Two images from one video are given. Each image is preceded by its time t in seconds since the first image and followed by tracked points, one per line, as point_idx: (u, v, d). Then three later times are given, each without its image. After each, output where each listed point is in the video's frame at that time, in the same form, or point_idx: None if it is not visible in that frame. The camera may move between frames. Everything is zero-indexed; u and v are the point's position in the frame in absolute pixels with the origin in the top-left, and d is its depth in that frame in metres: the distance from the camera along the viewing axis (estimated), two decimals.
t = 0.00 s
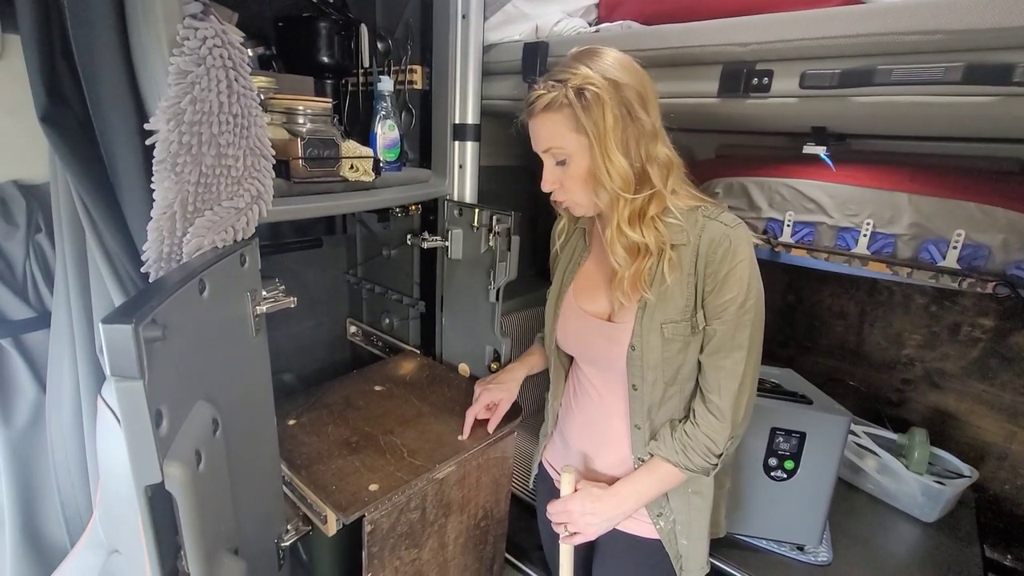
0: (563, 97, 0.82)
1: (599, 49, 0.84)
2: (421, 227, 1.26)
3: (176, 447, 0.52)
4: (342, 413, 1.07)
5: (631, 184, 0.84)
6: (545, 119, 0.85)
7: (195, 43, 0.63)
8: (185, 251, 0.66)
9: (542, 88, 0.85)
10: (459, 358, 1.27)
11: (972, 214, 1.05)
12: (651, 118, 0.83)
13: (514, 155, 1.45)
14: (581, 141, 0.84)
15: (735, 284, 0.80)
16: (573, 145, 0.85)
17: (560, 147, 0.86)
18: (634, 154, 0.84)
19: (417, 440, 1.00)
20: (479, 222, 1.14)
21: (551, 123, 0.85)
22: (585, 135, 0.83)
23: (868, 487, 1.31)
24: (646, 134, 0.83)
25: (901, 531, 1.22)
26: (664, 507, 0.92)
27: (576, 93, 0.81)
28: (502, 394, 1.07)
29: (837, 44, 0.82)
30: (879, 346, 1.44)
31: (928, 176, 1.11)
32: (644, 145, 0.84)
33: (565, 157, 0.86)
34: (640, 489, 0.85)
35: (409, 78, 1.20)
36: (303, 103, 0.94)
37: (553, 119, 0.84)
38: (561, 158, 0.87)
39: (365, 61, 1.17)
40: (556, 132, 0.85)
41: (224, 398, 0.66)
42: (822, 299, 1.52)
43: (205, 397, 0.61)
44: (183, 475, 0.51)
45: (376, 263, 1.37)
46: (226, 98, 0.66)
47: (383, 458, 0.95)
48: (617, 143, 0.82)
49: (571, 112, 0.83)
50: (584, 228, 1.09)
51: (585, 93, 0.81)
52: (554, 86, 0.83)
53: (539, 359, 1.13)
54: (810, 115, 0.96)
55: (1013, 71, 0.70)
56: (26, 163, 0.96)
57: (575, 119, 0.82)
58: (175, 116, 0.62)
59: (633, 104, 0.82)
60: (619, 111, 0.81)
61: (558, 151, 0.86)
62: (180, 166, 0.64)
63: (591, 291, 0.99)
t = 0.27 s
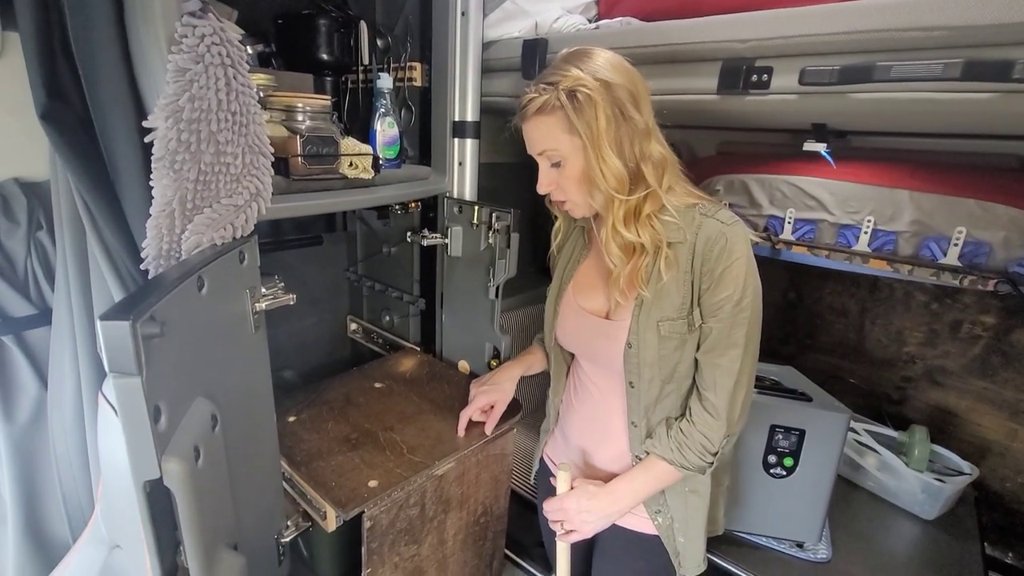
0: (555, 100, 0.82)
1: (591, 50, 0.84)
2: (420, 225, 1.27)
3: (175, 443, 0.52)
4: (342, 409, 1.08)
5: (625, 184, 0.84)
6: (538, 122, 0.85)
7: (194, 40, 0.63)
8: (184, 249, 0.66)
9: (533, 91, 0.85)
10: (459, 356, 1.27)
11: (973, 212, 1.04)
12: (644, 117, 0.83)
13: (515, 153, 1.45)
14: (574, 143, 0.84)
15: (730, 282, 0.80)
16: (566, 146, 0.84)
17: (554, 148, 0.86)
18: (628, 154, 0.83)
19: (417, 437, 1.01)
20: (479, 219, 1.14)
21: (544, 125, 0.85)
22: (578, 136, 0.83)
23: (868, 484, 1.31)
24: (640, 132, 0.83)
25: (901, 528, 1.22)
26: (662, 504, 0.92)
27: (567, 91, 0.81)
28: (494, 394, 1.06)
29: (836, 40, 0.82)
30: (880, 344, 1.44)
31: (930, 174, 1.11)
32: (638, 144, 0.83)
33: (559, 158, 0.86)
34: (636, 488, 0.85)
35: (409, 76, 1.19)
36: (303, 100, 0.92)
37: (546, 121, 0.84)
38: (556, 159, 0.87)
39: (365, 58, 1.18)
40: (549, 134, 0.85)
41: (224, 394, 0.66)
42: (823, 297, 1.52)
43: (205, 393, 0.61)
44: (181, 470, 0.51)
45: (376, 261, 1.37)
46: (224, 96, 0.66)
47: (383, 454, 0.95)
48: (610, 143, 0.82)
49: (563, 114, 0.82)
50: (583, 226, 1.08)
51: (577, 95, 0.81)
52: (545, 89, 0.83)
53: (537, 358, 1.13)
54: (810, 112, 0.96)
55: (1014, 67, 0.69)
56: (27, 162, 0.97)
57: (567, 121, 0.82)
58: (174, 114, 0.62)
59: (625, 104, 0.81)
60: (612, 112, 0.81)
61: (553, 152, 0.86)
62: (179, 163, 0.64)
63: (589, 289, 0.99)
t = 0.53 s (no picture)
0: (561, 94, 0.82)
1: (595, 46, 0.84)
2: (423, 222, 1.26)
3: (180, 439, 0.52)
4: (345, 407, 1.08)
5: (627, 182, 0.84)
6: (544, 117, 0.85)
7: (197, 37, 0.63)
8: (187, 246, 0.66)
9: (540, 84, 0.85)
10: (462, 353, 1.27)
11: (978, 210, 1.04)
12: (646, 114, 0.83)
13: (518, 150, 1.45)
14: (579, 138, 0.84)
15: (732, 278, 0.80)
16: (571, 142, 0.84)
17: (559, 143, 0.85)
18: (630, 152, 0.83)
19: (420, 434, 1.01)
20: (482, 217, 1.14)
21: (550, 120, 0.84)
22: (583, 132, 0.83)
23: (872, 483, 1.31)
24: (642, 130, 0.83)
25: (904, 527, 1.22)
26: (666, 502, 0.92)
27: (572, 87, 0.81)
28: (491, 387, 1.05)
29: (841, 36, 0.81)
30: (884, 342, 1.43)
31: (935, 171, 1.10)
32: (641, 141, 0.83)
33: (564, 153, 0.86)
34: (640, 485, 0.84)
35: (412, 73, 1.19)
36: (306, 97, 0.92)
37: (552, 116, 0.84)
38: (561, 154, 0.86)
39: (368, 55, 1.16)
40: (555, 129, 0.84)
41: (228, 391, 0.66)
42: (827, 295, 1.52)
43: (209, 390, 0.61)
44: (186, 467, 0.51)
45: (379, 258, 1.37)
46: (228, 93, 0.66)
47: (387, 452, 0.95)
48: (613, 140, 0.82)
49: (569, 109, 0.82)
50: (585, 225, 1.08)
51: (583, 90, 0.80)
52: (552, 83, 0.83)
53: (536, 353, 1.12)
54: (815, 109, 0.96)
55: (1021, 63, 0.69)
56: (30, 159, 0.96)
57: (572, 116, 0.82)
58: (177, 111, 0.62)
59: (629, 100, 0.81)
60: (616, 108, 0.81)
61: (558, 147, 0.86)
62: (182, 160, 0.64)
63: (591, 287, 0.99)
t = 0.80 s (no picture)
0: (627, 51, 0.85)
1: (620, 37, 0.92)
2: (424, 221, 1.26)
3: (180, 438, 0.52)
4: (347, 405, 1.08)
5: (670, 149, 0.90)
6: (608, 70, 0.85)
7: (196, 36, 0.63)
8: (187, 245, 0.66)
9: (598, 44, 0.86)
10: (463, 352, 1.27)
11: (981, 207, 1.03)
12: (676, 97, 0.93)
13: (518, 148, 1.45)
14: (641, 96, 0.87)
15: (725, 271, 0.80)
16: (634, 98, 0.86)
17: (622, 100, 0.85)
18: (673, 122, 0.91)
19: (421, 433, 1.01)
20: (483, 215, 1.14)
21: (616, 73, 0.85)
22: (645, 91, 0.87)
23: (874, 481, 1.31)
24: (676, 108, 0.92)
25: (906, 525, 1.21)
26: (665, 501, 0.92)
27: (609, 56, 0.84)
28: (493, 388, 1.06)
29: (842, 32, 0.81)
30: (886, 340, 1.43)
31: (936, 168, 1.10)
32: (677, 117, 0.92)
33: (622, 112, 0.86)
34: (638, 483, 0.84)
35: (412, 71, 1.20)
36: (306, 97, 0.93)
37: (618, 70, 0.85)
38: (619, 113, 0.86)
39: (368, 53, 1.15)
40: (622, 82, 0.85)
41: (228, 389, 0.66)
42: (828, 292, 1.51)
43: (209, 389, 0.61)
44: (187, 466, 0.51)
45: (380, 257, 1.37)
46: (228, 92, 0.66)
47: (387, 450, 0.95)
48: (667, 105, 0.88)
49: (635, 66, 0.86)
50: (580, 225, 1.08)
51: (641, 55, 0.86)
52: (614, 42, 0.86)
53: (535, 354, 1.13)
54: (816, 105, 0.95)
55: None
56: (29, 158, 0.95)
57: (639, 72, 0.86)
58: (177, 109, 0.62)
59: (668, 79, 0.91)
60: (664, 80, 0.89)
61: (620, 103, 0.85)
62: (182, 159, 0.64)
63: (588, 285, 0.99)
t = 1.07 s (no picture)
0: (627, 48, 0.85)
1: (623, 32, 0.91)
2: (426, 219, 1.26)
3: (183, 436, 0.52)
4: (349, 404, 1.08)
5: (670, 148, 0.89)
6: (609, 65, 0.84)
7: (197, 33, 0.63)
8: (189, 242, 0.66)
9: (598, 40, 0.86)
10: (464, 350, 1.27)
11: (985, 204, 1.03)
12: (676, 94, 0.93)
13: (520, 146, 1.44)
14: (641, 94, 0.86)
15: (723, 269, 0.80)
16: (633, 96, 0.86)
17: (622, 96, 0.85)
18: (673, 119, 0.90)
19: (423, 431, 1.01)
20: (485, 213, 1.14)
21: (617, 70, 0.84)
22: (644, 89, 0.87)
23: (877, 479, 1.30)
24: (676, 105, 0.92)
25: (909, 523, 1.21)
26: (665, 500, 0.91)
27: (610, 52, 0.84)
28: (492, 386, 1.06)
29: (846, 28, 0.81)
30: (889, 338, 1.43)
31: (939, 166, 1.09)
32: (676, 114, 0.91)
33: (622, 109, 0.85)
34: (636, 482, 0.84)
35: (414, 69, 1.19)
36: (307, 94, 0.93)
37: (618, 66, 0.84)
38: (619, 110, 0.86)
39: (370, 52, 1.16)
40: (622, 78, 0.84)
41: (230, 388, 0.66)
42: (831, 290, 1.51)
43: (211, 387, 0.61)
44: (190, 464, 0.51)
45: (382, 255, 1.37)
46: (230, 90, 0.66)
47: (390, 449, 0.95)
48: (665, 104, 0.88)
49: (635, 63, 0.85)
50: (580, 222, 1.08)
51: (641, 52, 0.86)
52: (613, 38, 0.86)
53: (535, 353, 1.12)
54: (819, 102, 0.95)
55: None
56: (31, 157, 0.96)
57: (638, 70, 0.85)
58: (179, 107, 0.62)
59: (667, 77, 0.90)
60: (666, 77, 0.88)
61: (619, 100, 0.85)
62: (184, 157, 0.64)
63: (588, 282, 0.99)
